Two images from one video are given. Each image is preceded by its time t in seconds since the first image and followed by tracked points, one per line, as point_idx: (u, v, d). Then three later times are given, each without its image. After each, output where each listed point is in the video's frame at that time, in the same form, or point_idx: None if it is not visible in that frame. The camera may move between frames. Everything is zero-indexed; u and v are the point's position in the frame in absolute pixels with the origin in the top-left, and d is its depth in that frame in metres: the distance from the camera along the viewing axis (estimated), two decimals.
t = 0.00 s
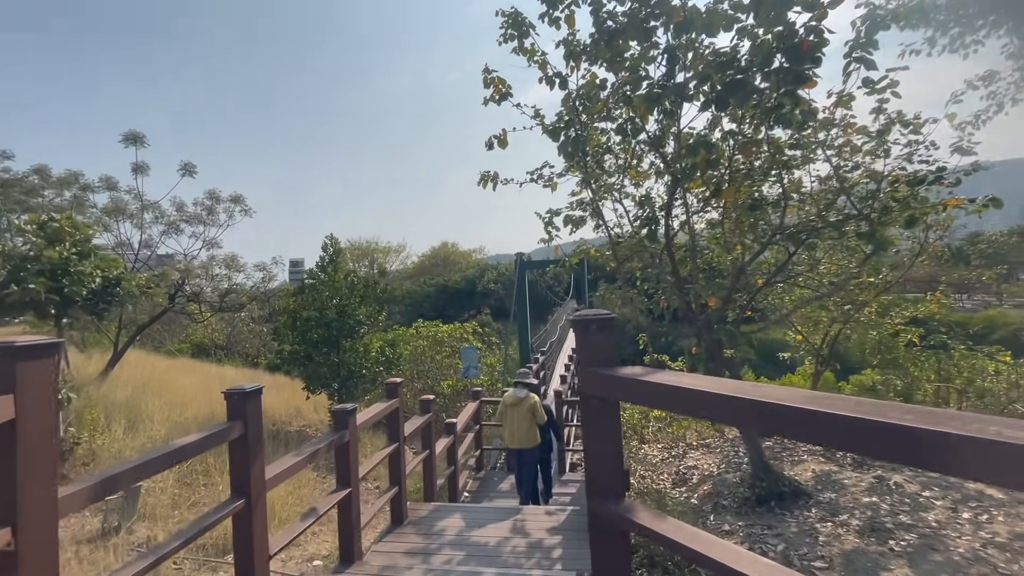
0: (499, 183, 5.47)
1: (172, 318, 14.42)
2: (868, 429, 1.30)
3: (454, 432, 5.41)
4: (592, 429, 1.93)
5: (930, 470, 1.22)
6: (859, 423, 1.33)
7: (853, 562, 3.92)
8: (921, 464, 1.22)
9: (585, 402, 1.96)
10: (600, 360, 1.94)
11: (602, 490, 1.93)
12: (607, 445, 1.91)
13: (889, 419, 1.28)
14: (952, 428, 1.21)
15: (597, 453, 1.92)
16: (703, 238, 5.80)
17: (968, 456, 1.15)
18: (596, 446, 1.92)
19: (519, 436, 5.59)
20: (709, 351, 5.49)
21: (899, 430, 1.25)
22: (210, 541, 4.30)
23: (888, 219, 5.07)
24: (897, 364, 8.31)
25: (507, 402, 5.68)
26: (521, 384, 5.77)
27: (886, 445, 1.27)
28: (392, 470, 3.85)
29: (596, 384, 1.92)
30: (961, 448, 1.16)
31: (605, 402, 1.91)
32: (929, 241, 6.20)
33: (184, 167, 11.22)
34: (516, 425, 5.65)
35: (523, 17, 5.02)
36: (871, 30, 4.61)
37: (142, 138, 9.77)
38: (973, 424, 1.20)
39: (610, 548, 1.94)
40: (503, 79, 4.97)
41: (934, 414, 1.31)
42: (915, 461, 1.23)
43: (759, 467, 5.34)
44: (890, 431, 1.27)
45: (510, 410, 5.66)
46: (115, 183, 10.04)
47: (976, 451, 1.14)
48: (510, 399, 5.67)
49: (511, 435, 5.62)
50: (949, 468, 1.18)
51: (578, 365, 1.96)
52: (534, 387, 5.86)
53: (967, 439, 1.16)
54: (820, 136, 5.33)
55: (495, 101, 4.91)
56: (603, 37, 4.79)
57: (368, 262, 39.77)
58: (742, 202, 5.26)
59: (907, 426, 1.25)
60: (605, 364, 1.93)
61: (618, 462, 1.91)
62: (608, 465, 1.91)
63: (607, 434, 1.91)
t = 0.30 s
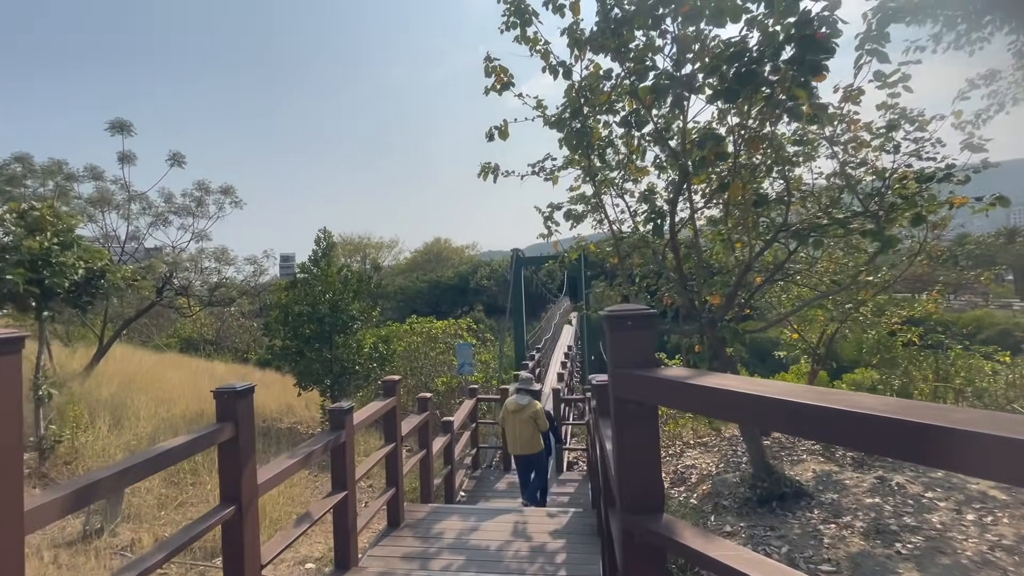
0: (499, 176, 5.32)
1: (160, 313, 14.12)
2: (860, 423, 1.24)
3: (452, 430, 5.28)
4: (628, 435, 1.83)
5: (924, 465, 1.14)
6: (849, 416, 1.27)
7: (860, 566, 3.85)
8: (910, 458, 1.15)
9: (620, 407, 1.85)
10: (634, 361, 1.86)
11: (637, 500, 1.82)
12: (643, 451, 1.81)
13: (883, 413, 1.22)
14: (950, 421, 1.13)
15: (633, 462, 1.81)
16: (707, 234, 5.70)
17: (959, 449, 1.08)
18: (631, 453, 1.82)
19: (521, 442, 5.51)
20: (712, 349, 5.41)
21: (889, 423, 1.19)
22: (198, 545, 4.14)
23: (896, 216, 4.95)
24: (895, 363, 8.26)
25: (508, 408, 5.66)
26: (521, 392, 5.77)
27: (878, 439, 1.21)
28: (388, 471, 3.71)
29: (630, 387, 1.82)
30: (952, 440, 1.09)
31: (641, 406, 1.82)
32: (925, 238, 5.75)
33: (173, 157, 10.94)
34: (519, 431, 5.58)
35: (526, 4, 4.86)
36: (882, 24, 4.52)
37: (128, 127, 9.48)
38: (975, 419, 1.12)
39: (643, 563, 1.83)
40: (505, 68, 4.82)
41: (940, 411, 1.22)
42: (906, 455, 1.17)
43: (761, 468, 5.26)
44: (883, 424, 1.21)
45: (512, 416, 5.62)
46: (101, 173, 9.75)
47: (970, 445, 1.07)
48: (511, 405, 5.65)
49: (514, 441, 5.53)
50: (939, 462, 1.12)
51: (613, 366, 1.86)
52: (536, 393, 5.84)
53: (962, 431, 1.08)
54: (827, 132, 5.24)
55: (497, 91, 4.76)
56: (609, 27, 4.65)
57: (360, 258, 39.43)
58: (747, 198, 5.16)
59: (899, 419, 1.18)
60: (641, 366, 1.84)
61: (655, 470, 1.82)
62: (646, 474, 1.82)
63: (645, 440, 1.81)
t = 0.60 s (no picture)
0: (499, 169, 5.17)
1: (145, 307, 13.80)
2: (867, 424, 1.07)
3: (448, 430, 5.14)
4: (678, 454, 1.52)
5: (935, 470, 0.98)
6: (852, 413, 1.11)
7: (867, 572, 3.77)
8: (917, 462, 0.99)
9: (670, 421, 1.53)
10: (687, 366, 1.53)
11: (688, 530, 1.54)
12: (696, 473, 1.51)
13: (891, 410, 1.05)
14: (966, 422, 0.96)
15: (683, 486, 1.52)
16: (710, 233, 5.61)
17: (974, 451, 0.92)
18: (682, 476, 1.52)
19: (525, 444, 5.39)
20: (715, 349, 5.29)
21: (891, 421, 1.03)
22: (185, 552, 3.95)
23: (902, 215, 4.87)
24: (891, 363, 8.24)
25: (511, 411, 5.55)
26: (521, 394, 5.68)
27: (884, 440, 1.05)
28: (384, 474, 3.56)
29: (683, 398, 1.50)
30: (965, 441, 0.93)
31: (695, 419, 1.51)
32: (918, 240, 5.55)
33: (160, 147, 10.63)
34: (522, 433, 5.46)
35: None
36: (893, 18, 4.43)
37: (112, 115, 9.17)
38: (1000, 421, 0.95)
39: None
40: (507, 57, 4.67)
41: (961, 412, 1.05)
42: (913, 457, 1.01)
43: (762, 469, 5.17)
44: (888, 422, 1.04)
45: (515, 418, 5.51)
46: (83, 162, 9.43)
47: (981, 449, 0.91)
48: (513, 407, 5.55)
49: (517, 444, 5.40)
50: (952, 467, 0.95)
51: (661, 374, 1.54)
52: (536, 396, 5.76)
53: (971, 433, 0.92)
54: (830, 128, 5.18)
55: (499, 81, 4.61)
56: (614, 16, 4.51)
57: (350, 252, 39.04)
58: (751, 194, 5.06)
59: (905, 418, 1.02)
60: (697, 373, 1.51)
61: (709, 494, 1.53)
62: (699, 499, 1.53)
63: (700, 460, 1.51)
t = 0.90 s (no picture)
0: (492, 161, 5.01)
1: (122, 302, 13.36)
2: (882, 430, 1.05)
3: (437, 430, 5.01)
4: (718, 472, 1.42)
5: (958, 478, 0.94)
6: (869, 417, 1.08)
7: (864, 573, 3.74)
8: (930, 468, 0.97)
9: (709, 434, 1.44)
10: (728, 375, 1.46)
11: (728, 555, 1.42)
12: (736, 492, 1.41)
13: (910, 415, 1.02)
14: (986, 428, 0.93)
15: (722, 504, 1.41)
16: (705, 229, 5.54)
17: (998, 458, 0.88)
18: (721, 494, 1.41)
19: (522, 446, 5.30)
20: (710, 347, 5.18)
21: (905, 426, 1.01)
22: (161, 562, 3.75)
23: (899, 211, 4.82)
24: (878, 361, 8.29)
25: (509, 411, 5.44)
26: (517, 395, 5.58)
27: (904, 446, 1.01)
28: (373, 477, 3.42)
29: (724, 408, 1.41)
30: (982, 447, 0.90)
31: (737, 432, 1.42)
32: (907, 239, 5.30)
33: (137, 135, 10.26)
34: (519, 434, 5.37)
35: None
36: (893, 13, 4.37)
37: (86, 100, 8.80)
38: (1018, 428, 0.92)
39: None
40: (502, 45, 4.52)
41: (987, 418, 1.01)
42: (934, 464, 0.97)
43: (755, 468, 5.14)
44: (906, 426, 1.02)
45: (511, 418, 5.40)
46: (55, 149, 9.04)
47: (1003, 457, 0.88)
48: (510, 407, 5.44)
49: (513, 445, 5.30)
50: (960, 473, 0.94)
51: (697, 379, 1.47)
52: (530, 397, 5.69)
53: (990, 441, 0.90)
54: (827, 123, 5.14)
55: (493, 69, 4.45)
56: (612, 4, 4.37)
57: (335, 247, 38.43)
58: (747, 190, 5.01)
59: (921, 423, 1.00)
60: (735, 381, 1.43)
61: (751, 516, 1.42)
62: (741, 522, 1.41)
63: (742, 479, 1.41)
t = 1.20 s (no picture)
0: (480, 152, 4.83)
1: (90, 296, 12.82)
2: (865, 433, 1.04)
3: (422, 430, 4.85)
4: (769, 495, 1.25)
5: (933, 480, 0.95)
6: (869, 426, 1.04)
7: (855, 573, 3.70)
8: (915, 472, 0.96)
9: (757, 453, 1.27)
10: (780, 386, 1.27)
11: None
12: (792, 516, 1.25)
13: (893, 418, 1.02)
14: (964, 430, 0.93)
15: (779, 528, 1.25)
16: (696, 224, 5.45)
17: (976, 461, 0.88)
18: (777, 518, 1.25)
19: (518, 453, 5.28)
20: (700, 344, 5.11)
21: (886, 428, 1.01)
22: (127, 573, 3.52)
23: (887, 208, 4.79)
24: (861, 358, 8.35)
25: (504, 418, 5.39)
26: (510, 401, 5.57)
27: (885, 449, 1.02)
28: (355, 482, 3.25)
29: (775, 425, 1.24)
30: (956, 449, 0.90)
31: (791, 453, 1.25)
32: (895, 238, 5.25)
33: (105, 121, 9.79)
34: (515, 441, 5.34)
35: None
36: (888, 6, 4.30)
37: (49, 83, 8.34)
38: (1013, 431, 0.90)
39: None
40: (491, 30, 4.34)
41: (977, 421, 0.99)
42: (924, 472, 0.96)
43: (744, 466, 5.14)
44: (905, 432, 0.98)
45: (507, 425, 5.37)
46: (16, 134, 8.56)
47: (984, 459, 0.87)
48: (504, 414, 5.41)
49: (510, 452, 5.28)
50: (942, 477, 0.93)
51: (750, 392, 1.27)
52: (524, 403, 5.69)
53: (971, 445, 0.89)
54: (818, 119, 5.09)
55: (483, 55, 4.27)
56: None
57: (316, 241, 37.72)
58: (740, 184, 4.94)
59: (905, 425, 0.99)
60: (788, 394, 1.26)
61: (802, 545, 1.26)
62: (795, 550, 1.25)
63: (795, 504, 1.25)
